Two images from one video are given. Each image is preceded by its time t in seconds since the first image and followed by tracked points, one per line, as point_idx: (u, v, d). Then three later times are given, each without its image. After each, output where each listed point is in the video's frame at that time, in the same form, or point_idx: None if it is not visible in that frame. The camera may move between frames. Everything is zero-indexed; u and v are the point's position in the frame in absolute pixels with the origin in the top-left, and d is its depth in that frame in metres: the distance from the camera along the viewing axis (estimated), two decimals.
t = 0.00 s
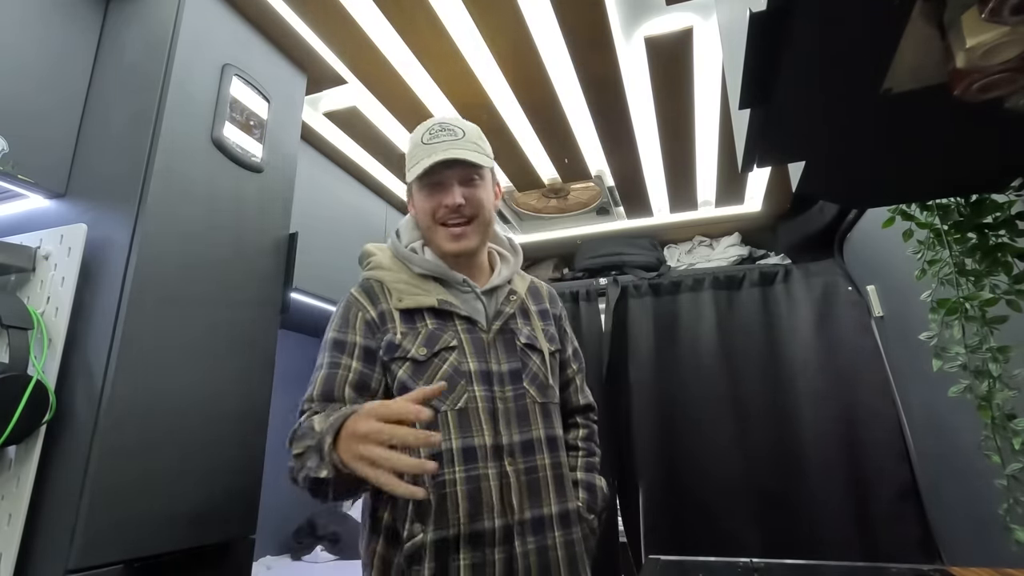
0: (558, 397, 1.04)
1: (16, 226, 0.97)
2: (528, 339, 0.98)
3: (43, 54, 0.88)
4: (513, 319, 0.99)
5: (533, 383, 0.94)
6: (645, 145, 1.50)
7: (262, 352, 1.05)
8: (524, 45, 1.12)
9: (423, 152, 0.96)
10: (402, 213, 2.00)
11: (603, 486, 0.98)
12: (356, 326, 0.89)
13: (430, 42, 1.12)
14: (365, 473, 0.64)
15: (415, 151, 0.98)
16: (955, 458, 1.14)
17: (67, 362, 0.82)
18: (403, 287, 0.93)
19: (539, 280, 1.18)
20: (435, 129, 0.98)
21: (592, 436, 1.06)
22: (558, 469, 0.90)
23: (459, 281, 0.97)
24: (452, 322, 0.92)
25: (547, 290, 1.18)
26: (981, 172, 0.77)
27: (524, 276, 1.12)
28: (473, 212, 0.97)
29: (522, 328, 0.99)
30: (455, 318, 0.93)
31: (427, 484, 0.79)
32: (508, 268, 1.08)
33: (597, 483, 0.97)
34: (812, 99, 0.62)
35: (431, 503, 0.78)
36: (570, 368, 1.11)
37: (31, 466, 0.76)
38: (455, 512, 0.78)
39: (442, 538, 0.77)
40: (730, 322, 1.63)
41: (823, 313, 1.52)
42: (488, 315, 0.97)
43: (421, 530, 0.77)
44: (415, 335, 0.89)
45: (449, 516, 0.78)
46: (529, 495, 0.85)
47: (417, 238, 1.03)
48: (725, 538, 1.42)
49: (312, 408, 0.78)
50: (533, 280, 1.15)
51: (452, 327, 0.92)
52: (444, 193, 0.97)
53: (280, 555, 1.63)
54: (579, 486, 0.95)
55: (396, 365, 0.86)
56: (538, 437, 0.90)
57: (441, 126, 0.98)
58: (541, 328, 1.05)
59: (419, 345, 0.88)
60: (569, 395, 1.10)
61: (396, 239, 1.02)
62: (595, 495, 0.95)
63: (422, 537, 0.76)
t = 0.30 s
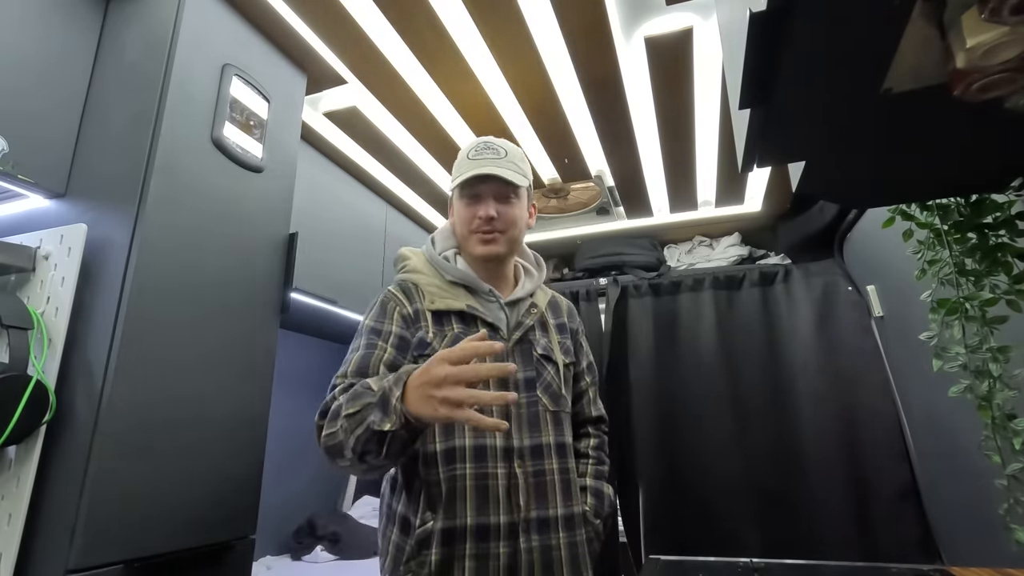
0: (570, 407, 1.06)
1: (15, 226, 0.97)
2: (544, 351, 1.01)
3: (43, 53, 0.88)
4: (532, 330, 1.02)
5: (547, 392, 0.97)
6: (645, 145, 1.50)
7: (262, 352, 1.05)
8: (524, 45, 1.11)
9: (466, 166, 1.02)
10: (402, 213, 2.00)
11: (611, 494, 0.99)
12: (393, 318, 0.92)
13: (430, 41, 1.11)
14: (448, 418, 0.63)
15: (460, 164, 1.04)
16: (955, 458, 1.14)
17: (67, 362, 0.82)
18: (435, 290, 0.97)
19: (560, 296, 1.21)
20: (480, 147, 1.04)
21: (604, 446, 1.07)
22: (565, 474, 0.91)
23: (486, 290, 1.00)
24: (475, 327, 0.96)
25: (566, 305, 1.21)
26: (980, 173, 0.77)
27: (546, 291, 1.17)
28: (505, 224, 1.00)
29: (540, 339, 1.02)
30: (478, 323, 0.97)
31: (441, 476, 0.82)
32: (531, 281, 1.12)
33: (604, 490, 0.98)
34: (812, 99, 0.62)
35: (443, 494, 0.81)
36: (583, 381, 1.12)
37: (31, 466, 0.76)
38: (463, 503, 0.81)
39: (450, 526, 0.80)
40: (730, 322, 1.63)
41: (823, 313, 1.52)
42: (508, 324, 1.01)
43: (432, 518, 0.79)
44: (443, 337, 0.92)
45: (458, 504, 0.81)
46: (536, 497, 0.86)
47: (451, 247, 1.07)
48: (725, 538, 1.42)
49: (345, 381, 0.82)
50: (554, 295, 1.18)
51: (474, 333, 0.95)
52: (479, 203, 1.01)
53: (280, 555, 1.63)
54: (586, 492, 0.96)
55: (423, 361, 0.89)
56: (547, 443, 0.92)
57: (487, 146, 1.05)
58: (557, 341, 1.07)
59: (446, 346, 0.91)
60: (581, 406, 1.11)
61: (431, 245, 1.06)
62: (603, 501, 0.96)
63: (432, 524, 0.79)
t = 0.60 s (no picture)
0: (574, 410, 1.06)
1: (16, 226, 0.97)
2: (552, 354, 1.01)
3: (42, 53, 0.88)
4: (541, 335, 1.02)
5: (553, 394, 0.96)
6: (645, 145, 1.50)
7: (262, 352, 1.05)
8: (525, 45, 1.12)
9: (484, 174, 1.04)
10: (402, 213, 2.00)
11: (613, 495, 0.99)
12: (408, 318, 0.92)
13: (430, 41, 1.11)
14: (459, 407, 0.65)
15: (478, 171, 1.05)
16: (955, 458, 1.13)
17: (67, 362, 0.82)
18: (449, 293, 0.97)
19: (566, 304, 1.21)
20: (498, 157, 1.05)
21: (605, 449, 1.07)
22: (570, 473, 0.91)
23: (498, 295, 1.01)
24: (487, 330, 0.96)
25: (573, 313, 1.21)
26: (981, 173, 0.77)
27: (553, 298, 1.17)
28: (520, 232, 1.02)
29: (548, 343, 1.02)
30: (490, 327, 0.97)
31: (452, 470, 0.82)
32: (540, 288, 1.13)
33: (607, 491, 0.98)
34: (812, 99, 0.62)
35: (453, 488, 0.81)
36: (587, 386, 1.12)
37: (31, 466, 0.76)
38: (471, 498, 0.82)
39: (459, 520, 0.80)
40: (730, 322, 1.63)
41: (823, 313, 1.52)
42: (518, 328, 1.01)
43: (441, 511, 0.80)
44: (456, 338, 0.93)
45: (467, 498, 0.81)
46: (542, 493, 0.86)
47: (465, 252, 1.08)
48: (725, 538, 1.42)
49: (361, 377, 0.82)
50: (562, 302, 1.18)
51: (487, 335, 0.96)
52: (495, 210, 1.03)
53: (280, 555, 1.63)
54: (590, 492, 0.97)
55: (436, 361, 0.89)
56: (554, 442, 0.92)
57: (505, 155, 1.06)
58: (564, 345, 1.07)
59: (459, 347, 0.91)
60: (585, 411, 1.11)
61: (445, 251, 1.07)
62: (606, 501, 0.96)
63: (441, 517, 0.79)
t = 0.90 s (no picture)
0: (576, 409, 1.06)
1: (15, 226, 0.97)
2: (552, 353, 1.00)
3: (42, 54, 0.88)
4: (539, 334, 1.02)
5: (553, 392, 0.96)
6: (645, 145, 1.50)
7: (263, 352, 1.05)
8: (525, 42, 1.11)
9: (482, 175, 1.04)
10: (402, 213, 2.00)
11: (616, 493, 0.99)
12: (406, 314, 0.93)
13: (430, 41, 1.11)
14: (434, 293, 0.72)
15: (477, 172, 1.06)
16: (955, 458, 1.13)
17: (67, 362, 0.82)
18: (449, 293, 0.99)
19: (567, 303, 1.21)
20: (497, 159, 1.06)
21: (609, 448, 1.07)
22: (571, 470, 0.92)
23: (497, 295, 1.03)
24: (486, 329, 0.97)
25: (573, 313, 1.20)
26: (981, 173, 0.77)
27: (553, 298, 1.16)
28: (517, 230, 1.01)
29: (546, 342, 1.02)
30: (489, 326, 0.97)
31: (451, 464, 0.83)
32: (539, 289, 1.12)
33: (610, 490, 0.98)
34: (812, 99, 0.62)
35: (453, 486, 0.81)
36: (589, 386, 1.12)
37: (31, 466, 0.76)
38: (470, 491, 0.81)
39: (459, 513, 0.80)
40: (730, 322, 1.63)
41: (824, 313, 1.52)
42: (517, 327, 1.01)
43: (441, 506, 0.81)
44: (454, 335, 0.94)
45: (465, 493, 0.81)
46: (542, 489, 0.87)
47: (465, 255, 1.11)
48: (725, 538, 1.42)
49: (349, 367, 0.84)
50: (562, 302, 1.18)
51: (485, 334, 0.96)
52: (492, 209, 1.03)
53: (280, 555, 1.63)
54: (593, 490, 0.97)
55: (434, 357, 0.91)
56: (553, 440, 0.92)
57: (506, 157, 1.07)
58: (564, 344, 1.07)
59: (456, 344, 0.92)
60: (587, 410, 1.11)
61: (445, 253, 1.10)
62: (609, 500, 0.96)
63: (441, 512, 0.80)
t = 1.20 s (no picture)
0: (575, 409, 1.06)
1: (16, 226, 0.97)
2: (548, 352, 1.01)
3: (43, 54, 0.88)
4: (536, 332, 1.03)
5: (549, 391, 0.96)
6: (645, 146, 1.50)
7: (262, 352, 1.05)
8: (525, 44, 1.11)
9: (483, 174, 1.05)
10: (402, 213, 2.00)
11: (616, 495, 0.99)
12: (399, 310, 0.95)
13: (430, 41, 1.11)
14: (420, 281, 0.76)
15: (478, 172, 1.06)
16: (955, 458, 1.13)
17: (67, 362, 0.82)
18: (443, 292, 1.00)
19: (566, 302, 1.21)
20: (498, 158, 1.06)
21: (610, 449, 1.07)
22: (567, 470, 0.91)
23: (492, 293, 1.03)
24: (481, 327, 0.97)
25: (573, 311, 1.20)
26: (982, 173, 0.77)
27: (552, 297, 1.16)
28: (518, 227, 1.02)
29: (544, 340, 1.02)
30: (484, 324, 0.98)
31: (441, 462, 0.83)
32: (538, 288, 1.12)
33: (610, 491, 0.98)
34: (812, 99, 0.62)
35: (452, 486, 0.81)
36: (589, 386, 1.13)
37: (31, 466, 0.76)
38: (460, 491, 0.82)
39: (448, 512, 0.80)
40: (730, 322, 1.63)
41: (824, 313, 1.52)
42: (514, 325, 1.02)
43: (431, 505, 0.81)
44: (448, 333, 0.95)
45: (455, 491, 0.81)
46: (537, 489, 0.87)
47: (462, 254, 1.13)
48: (725, 539, 1.42)
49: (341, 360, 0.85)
50: (561, 301, 1.18)
51: (480, 332, 0.97)
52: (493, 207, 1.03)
53: (280, 555, 1.63)
54: (592, 492, 0.97)
55: (426, 355, 0.92)
56: (549, 439, 0.92)
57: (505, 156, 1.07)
58: (563, 343, 1.07)
59: (449, 342, 0.93)
60: (588, 411, 1.11)
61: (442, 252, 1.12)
62: (607, 501, 0.96)
63: (431, 511, 0.80)
